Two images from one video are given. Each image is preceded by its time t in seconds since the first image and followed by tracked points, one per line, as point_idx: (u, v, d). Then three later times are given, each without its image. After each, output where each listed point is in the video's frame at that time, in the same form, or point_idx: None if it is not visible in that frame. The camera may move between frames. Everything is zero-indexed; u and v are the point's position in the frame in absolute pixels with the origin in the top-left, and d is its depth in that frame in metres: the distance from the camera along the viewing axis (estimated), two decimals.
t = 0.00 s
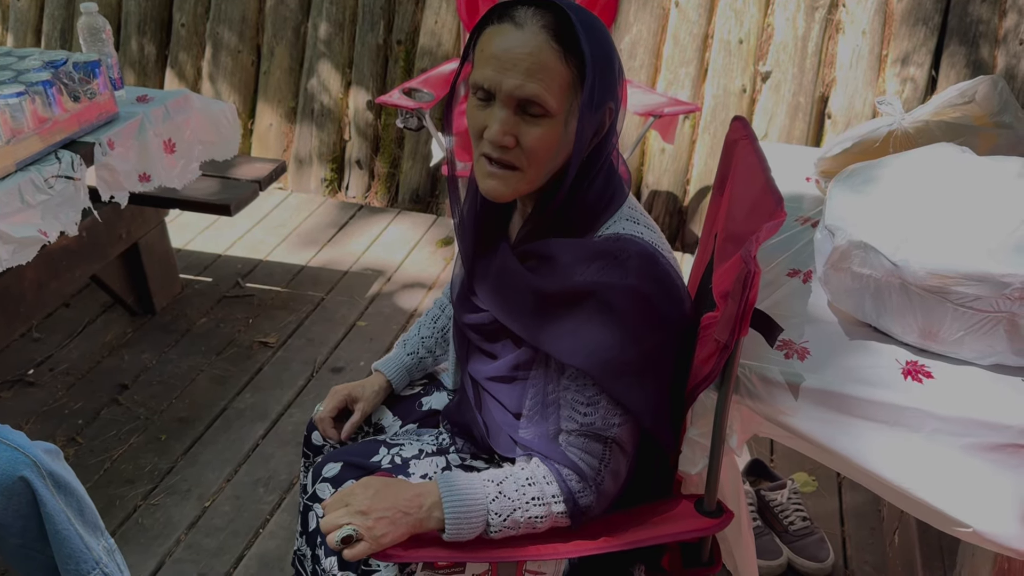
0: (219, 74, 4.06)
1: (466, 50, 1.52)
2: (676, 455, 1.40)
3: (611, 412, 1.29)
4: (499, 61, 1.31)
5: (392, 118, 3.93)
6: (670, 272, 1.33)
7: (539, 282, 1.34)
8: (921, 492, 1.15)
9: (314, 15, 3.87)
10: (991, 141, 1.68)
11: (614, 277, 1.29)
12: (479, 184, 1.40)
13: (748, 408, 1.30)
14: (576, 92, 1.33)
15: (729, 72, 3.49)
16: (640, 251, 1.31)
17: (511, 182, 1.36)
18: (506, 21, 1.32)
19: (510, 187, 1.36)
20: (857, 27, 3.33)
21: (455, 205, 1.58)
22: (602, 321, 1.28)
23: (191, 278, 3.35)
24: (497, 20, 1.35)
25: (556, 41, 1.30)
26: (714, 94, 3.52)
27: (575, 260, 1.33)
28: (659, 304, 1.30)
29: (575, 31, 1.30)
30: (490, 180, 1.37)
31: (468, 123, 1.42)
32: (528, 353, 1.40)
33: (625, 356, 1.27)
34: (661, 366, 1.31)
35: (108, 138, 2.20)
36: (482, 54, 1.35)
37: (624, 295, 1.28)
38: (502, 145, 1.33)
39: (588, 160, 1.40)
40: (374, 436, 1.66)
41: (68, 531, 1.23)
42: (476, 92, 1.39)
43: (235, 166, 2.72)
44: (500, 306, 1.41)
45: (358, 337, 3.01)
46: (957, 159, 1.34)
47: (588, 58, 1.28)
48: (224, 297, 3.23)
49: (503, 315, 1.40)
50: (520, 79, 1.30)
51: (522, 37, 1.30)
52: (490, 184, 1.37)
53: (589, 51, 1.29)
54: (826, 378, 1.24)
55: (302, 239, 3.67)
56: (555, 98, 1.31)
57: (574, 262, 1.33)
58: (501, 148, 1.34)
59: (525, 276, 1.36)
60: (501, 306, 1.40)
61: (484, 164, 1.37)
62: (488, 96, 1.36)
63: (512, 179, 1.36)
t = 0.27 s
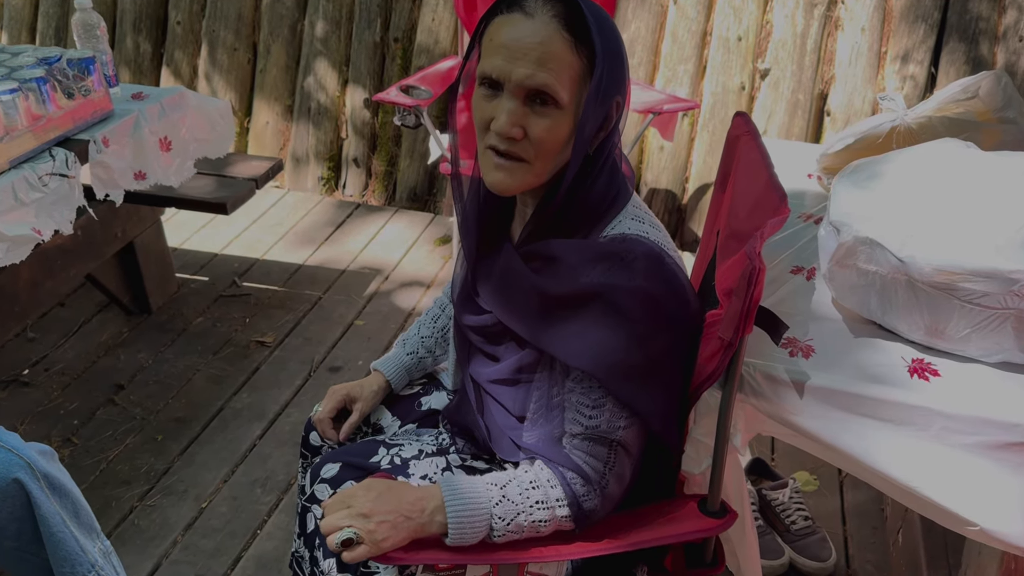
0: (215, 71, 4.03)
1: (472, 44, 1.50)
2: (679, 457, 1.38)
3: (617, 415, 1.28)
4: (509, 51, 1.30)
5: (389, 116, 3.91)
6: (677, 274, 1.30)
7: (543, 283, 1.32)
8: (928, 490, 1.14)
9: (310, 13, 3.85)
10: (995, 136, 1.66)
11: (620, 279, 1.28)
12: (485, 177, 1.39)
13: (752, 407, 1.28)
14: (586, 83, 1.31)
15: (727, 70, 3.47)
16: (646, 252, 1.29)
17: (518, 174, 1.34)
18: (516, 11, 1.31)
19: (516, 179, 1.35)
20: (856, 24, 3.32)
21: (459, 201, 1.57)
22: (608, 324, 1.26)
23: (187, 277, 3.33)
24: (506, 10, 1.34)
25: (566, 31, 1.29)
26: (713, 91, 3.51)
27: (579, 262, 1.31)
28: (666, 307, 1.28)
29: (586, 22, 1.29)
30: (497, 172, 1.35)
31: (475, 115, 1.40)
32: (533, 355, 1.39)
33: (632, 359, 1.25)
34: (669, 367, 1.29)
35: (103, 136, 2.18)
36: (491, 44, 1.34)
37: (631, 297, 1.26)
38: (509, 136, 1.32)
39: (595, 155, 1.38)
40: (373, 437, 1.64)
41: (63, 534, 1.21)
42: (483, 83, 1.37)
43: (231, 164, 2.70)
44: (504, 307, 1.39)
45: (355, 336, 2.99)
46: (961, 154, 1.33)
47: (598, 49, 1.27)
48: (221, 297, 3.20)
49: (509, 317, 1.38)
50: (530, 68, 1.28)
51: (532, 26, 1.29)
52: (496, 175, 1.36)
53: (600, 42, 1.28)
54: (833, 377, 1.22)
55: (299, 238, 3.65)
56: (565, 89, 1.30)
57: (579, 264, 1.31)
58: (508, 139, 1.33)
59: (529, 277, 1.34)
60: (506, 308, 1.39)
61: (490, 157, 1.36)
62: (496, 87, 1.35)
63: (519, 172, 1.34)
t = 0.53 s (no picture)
0: (209, 71, 3.99)
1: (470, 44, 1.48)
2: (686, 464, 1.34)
3: (621, 418, 1.25)
4: (510, 46, 1.27)
5: (385, 116, 3.87)
6: (682, 274, 1.28)
7: (545, 284, 1.30)
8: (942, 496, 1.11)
9: (305, 13, 3.82)
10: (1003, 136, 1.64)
11: (623, 279, 1.25)
12: (486, 175, 1.36)
13: (762, 412, 1.26)
14: (588, 79, 1.29)
15: (726, 69, 3.45)
16: (650, 252, 1.27)
17: (519, 172, 1.31)
18: (517, 6, 1.29)
19: (518, 177, 1.32)
20: (855, 22, 3.30)
21: (459, 203, 1.54)
22: (612, 326, 1.24)
23: (181, 280, 3.29)
24: (507, 5, 1.31)
25: (569, 26, 1.26)
26: (712, 91, 3.48)
27: (582, 263, 1.28)
28: (670, 308, 1.25)
29: (588, 17, 1.27)
30: (498, 170, 1.32)
31: (475, 113, 1.38)
32: (535, 357, 1.35)
33: (636, 362, 1.23)
34: (674, 369, 1.27)
35: (95, 137, 2.14)
36: (491, 41, 1.32)
37: (634, 298, 1.23)
38: (511, 133, 1.29)
39: (597, 154, 1.35)
40: (373, 443, 1.61)
41: (56, 545, 1.17)
42: (484, 80, 1.35)
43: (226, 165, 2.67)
44: (503, 308, 1.36)
45: (352, 339, 2.96)
46: (971, 155, 1.31)
47: (602, 44, 1.25)
48: (215, 299, 3.17)
49: (509, 318, 1.35)
50: (532, 63, 1.26)
51: (534, 21, 1.26)
52: (498, 173, 1.32)
53: (603, 37, 1.25)
54: (844, 382, 1.20)
55: (294, 240, 3.61)
56: (568, 85, 1.27)
57: (582, 264, 1.28)
58: (509, 136, 1.30)
59: (530, 278, 1.31)
60: (505, 309, 1.36)
61: (491, 154, 1.33)
62: (497, 83, 1.33)
63: (521, 170, 1.31)
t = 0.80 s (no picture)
0: (197, 65, 3.90)
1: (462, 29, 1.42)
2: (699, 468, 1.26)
3: (628, 415, 1.17)
4: (503, 19, 1.21)
5: (377, 111, 3.79)
6: (688, 262, 1.21)
7: (545, 274, 1.23)
8: (974, 504, 1.05)
9: (295, 5, 3.73)
10: None
11: (627, 268, 1.18)
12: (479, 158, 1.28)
13: (779, 416, 1.20)
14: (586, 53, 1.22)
15: (725, 61, 3.38)
16: (654, 238, 1.20)
17: (515, 153, 1.24)
18: None
19: (515, 160, 1.25)
20: (856, 13, 3.24)
21: (454, 195, 1.46)
22: (617, 317, 1.17)
23: (169, 279, 3.20)
24: None
25: None
26: (711, 84, 3.42)
27: (584, 251, 1.21)
28: (677, 297, 1.18)
29: None
30: (493, 152, 1.25)
31: (468, 94, 1.31)
32: (535, 352, 1.29)
33: (642, 355, 1.16)
34: (683, 363, 1.19)
35: (76, 130, 2.06)
36: (483, 16, 1.25)
37: (639, 287, 1.16)
38: (505, 111, 1.22)
39: (596, 135, 1.29)
40: (367, 449, 1.53)
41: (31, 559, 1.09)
42: (476, 58, 1.28)
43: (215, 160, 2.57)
44: (502, 301, 1.29)
45: (345, 339, 2.88)
46: (999, 142, 1.24)
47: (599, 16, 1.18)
48: (204, 299, 3.09)
49: (508, 312, 1.28)
50: (525, 35, 1.19)
51: None
52: (493, 156, 1.25)
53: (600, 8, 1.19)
54: (868, 384, 1.13)
55: (285, 237, 3.53)
56: (564, 58, 1.20)
57: (584, 252, 1.21)
58: (504, 115, 1.23)
59: (529, 269, 1.25)
60: (503, 303, 1.29)
61: (485, 136, 1.25)
62: (490, 60, 1.26)
63: (517, 151, 1.24)
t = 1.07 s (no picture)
0: (183, 56, 3.82)
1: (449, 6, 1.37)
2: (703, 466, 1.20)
3: (627, 399, 1.12)
4: None
5: (368, 102, 3.73)
6: (687, 242, 1.16)
7: (539, 253, 1.17)
8: (992, 504, 0.99)
9: None
10: None
11: (625, 246, 1.13)
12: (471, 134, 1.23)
13: (788, 413, 1.16)
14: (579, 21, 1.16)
15: (722, 50, 3.32)
16: (653, 216, 1.15)
17: (508, 126, 1.19)
18: None
19: (507, 134, 1.19)
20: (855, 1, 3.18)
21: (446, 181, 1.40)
22: (615, 297, 1.11)
23: (156, 275, 3.14)
24: None
25: None
26: (708, 73, 3.36)
27: (580, 229, 1.16)
28: (676, 276, 1.13)
29: None
30: (484, 126, 1.19)
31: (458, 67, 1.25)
32: (531, 337, 1.24)
33: (641, 335, 1.10)
34: (683, 346, 1.14)
35: (54, 120, 2.00)
36: None
37: (637, 264, 1.11)
38: (496, 81, 1.16)
39: (592, 109, 1.23)
40: (358, 448, 1.48)
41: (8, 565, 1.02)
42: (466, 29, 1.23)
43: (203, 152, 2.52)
44: (495, 284, 1.23)
45: (336, 334, 2.82)
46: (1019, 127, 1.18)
47: None
48: (191, 294, 3.02)
49: (500, 294, 1.21)
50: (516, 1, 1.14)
51: None
52: (485, 130, 1.20)
53: None
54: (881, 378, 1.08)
55: (275, 231, 3.46)
56: (557, 26, 1.14)
57: (579, 231, 1.16)
58: (495, 86, 1.17)
59: (523, 248, 1.19)
60: (495, 285, 1.23)
61: (476, 110, 1.20)
62: (481, 29, 1.20)
63: (509, 124, 1.18)
